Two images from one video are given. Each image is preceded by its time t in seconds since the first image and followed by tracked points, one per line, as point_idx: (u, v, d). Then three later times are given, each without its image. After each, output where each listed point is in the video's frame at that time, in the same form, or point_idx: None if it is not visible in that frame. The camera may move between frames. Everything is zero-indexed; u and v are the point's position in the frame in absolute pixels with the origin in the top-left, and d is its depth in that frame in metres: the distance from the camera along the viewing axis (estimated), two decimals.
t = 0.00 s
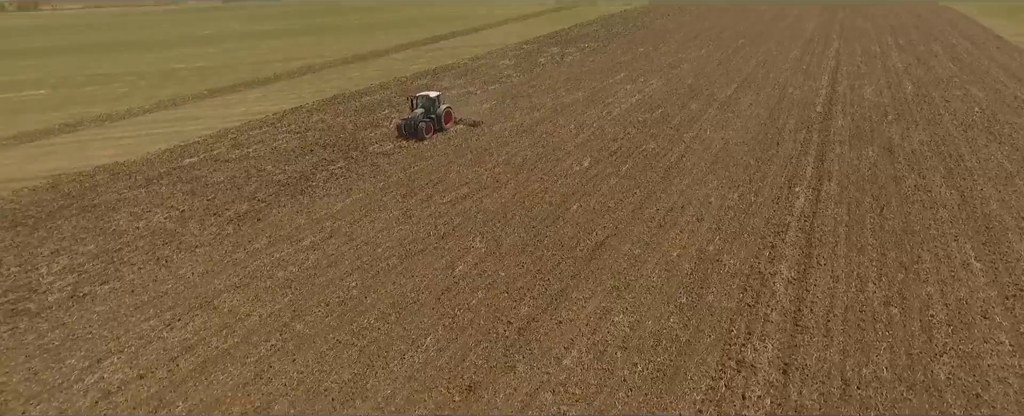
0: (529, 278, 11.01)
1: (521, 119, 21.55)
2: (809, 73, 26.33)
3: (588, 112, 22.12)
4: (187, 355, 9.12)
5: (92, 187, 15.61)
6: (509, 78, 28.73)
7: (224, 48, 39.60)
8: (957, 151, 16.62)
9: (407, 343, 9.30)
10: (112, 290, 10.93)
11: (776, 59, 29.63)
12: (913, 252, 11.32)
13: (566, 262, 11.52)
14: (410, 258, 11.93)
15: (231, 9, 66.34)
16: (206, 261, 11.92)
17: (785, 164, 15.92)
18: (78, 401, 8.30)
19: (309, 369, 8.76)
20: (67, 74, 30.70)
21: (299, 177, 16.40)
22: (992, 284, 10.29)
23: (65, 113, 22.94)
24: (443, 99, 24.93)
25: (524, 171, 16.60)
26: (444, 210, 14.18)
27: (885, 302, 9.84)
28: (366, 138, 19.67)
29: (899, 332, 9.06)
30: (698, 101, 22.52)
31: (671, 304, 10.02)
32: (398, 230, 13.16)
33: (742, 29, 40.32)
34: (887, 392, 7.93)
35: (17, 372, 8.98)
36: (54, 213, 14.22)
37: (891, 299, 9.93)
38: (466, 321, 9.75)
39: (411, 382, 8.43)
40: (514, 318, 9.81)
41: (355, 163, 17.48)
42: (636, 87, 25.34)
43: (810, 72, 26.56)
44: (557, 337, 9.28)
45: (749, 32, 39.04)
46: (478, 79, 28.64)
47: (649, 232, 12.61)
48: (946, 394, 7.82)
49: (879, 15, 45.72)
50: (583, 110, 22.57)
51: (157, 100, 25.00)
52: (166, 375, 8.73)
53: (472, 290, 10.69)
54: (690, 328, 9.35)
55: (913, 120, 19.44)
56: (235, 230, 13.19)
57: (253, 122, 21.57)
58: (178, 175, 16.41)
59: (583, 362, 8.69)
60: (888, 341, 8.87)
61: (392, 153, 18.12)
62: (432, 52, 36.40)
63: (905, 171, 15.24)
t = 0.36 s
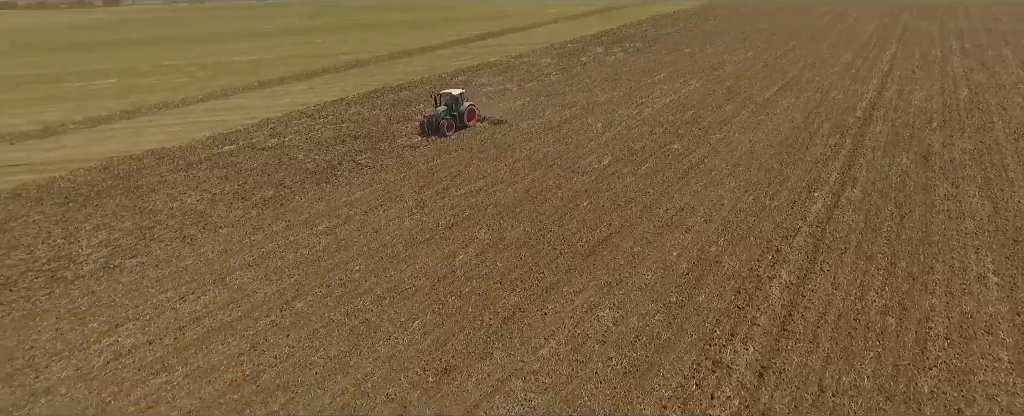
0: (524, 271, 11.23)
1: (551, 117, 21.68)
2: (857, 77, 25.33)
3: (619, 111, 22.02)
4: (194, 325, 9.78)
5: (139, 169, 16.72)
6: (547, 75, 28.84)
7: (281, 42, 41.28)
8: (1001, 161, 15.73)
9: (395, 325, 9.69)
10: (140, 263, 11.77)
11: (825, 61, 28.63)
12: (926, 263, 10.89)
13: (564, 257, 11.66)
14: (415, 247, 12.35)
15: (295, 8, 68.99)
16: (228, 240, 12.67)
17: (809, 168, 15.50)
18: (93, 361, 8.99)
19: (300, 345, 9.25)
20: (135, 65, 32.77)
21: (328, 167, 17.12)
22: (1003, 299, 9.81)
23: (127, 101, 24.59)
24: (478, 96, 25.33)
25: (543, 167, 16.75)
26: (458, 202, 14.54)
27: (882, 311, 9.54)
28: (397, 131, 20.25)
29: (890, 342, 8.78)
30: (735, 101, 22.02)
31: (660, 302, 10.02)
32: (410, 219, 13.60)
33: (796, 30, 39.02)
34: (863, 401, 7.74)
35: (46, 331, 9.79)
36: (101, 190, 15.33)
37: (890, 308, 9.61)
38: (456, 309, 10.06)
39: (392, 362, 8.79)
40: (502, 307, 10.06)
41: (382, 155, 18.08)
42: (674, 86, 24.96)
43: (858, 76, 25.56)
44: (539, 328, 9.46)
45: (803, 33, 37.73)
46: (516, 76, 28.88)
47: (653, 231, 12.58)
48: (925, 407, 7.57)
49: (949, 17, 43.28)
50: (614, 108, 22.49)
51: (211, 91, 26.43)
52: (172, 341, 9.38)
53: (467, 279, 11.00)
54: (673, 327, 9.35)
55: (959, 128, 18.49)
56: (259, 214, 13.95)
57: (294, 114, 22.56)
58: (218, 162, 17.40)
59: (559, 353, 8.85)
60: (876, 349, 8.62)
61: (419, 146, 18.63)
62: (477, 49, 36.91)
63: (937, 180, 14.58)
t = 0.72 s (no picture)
0: (526, 263, 11.42)
1: (586, 116, 21.69)
2: (915, 83, 24.08)
3: (655, 111, 21.77)
4: (211, 297, 10.49)
5: (188, 154, 17.86)
6: (591, 74, 28.75)
7: (339, 37, 42.78)
8: None
9: (392, 308, 10.10)
10: (174, 239, 12.66)
11: (884, 66, 27.32)
12: (943, 275, 10.41)
13: (568, 252, 11.79)
14: (427, 236, 12.74)
15: (360, 5, 71.20)
16: (255, 222, 13.44)
17: (840, 174, 14.97)
18: (117, 325, 9.80)
19: (301, 321, 9.78)
20: (202, 57, 34.78)
21: (360, 157, 17.79)
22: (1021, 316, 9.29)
23: (189, 91, 26.18)
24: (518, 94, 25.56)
25: (567, 164, 16.85)
26: (476, 194, 14.86)
27: (883, 321, 9.23)
28: (432, 126, 20.76)
29: (884, 353, 8.50)
30: (777, 104, 21.39)
31: (653, 300, 10.02)
32: (427, 210, 14.03)
33: (860, 32, 37.32)
34: (841, 409, 7.57)
35: (82, 296, 10.71)
36: (152, 172, 16.50)
37: (892, 318, 9.28)
38: (452, 296, 10.38)
39: (383, 342, 9.19)
40: (496, 297, 10.30)
41: (413, 148, 18.61)
42: (717, 87, 24.45)
43: (917, 81, 24.31)
44: (528, 319, 9.65)
45: (868, 35, 36.06)
46: (560, 75, 28.95)
47: (663, 230, 12.51)
48: None
49: None
50: (651, 108, 22.28)
51: (266, 83, 27.77)
52: (188, 311, 10.10)
53: (469, 269, 11.29)
54: (661, 325, 9.35)
55: (1016, 138, 17.37)
56: (288, 199, 14.69)
57: (338, 106, 23.48)
58: (259, 149, 18.38)
59: (542, 344, 9.03)
60: (866, 359, 8.37)
61: (450, 140, 19.05)
62: (526, 48, 37.12)
63: (978, 191, 13.81)
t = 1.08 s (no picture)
0: (531, 257, 11.62)
1: (622, 115, 21.58)
2: (981, 89, 22.67)
3: (693, 112, 21.42)
4: (231, 273, 11.23)
5: (235, 141, 18.96)
6: (636, 74, 28.48)
7: (397, 33, 43.94)
8: None
9: (393, 292, 10.53)
10: (208, 219, 13.56)
11: (950, 71, 25.81)
12: (961, 289, 9.93)
13: (574, 248, 11.90)
14: (441, 226, 13.12)
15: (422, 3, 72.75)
16: (284, 206, 14.19)
17: (873, 182, 14.39)
18: (145, 294, 10.66)
19: (308, 300, 10.34)
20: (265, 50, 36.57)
21: (393, 149, 18.39)
22: None
23: (247, 82, 27.63)
24: (560, 91, 25.63)
25: (592, 161, 16.88)
26: (496, 188, 15.14)
27: (884, 332, 8.92)
28: (467, 121, 21.16)
29: (876, 364, 8.24)
30: (822, 108, 20.64)
31: (648, 298, 10.03)
32: (446, 201, 14.42)
33: (933, 36, 35.30)
34: None
35: (120, 266, 11.67)
36: (200, 156, 17.63)
37: (894, 329, 8.96)
38: (453, 284, 10.70)
39: (379, 323, 9.62)
40: (494, 287, 10.56)
41: (446, 141, 19.06)
42: (763, 89, 23.79)
43: (983, 88, 22.88)
44: (521, 309, 9.86)
45: (940, 39, 34.07)
46: (605, 74, 28.81)
47: (674, 230, 12.43)
48: None
49: None
50: (690, 108, 21.93)
51: (319, 76, 28.95)
52: (209, 285, 10.85)
53: (475, 259, 11.59)
54: (651, 323, 9.36)
55: None
56: (318, 186, 15.42)
57: (382, 99, 24.25)
58: (301, 139, 19.28)
59: (530, 333, 9.22)
60: (856, 369, 8.15)
61: (482, 136, 19.40)
62: (576, 46, 37.06)
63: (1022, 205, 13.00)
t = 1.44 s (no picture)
0: (539, 251, 11.80)
1: (661, 115, 21.32)
2: None
3: (735, 115, 20.93)
4: (255, 253, 11.96)
5: (283, 130, 19.97)
6: (685, 75, 27.98)
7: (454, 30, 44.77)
8: None
9: (400, 278, 10.95)
10: (244, 202, 14.42)
11: None
12: (981, 306, 9.42)
13: (583, 245, 11.99)
14: (459, 218, 13.47)
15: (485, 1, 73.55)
16: (315, 193, 14.91)
17: (911, 192, 13.74)
18: (177, 268, 11.52)
19: (320, 281, 10.90)
20: (326, 45, 38.05)
21: (428, 143, 18.88)
22: None
23: (304, 75, 28.89)
24: (603, 91, 25.51)
25: (621, 161, 16.83)
26: (520, 184, 15.36)
27: (885, 345, 8.61)
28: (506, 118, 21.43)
29: (869, 376, 7.99)
30: (873, 114, 19.75)
31: (646, 297, 10.03)
32: (469, 194, 14.75)
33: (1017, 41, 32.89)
34: None
35: (159, 242, 12.63)
36: (248, 144, 18.69)
37: (896, 342, 8.63)
38: (458, 274, 11.02)
39: (381, 307, 10.05)
40: (497, 278, 10.80)
41: (480, 137, 19.40)
42: (814, 93, 22.94)
43: None
44: (518, 301, 10.06)
45: None
46: (653, 74, 28.46)
47: (688, 232, 12.30)
48: None
49: None
50: (734, 111, 21.43)
51: (371, 70, 29.91)
52: (234, 263, 11.60)
53: (484, 252, 11.87)
54: (644, 321, 9.38)
55: None
56: (350, 176, 16.07)
57: (427, 94, 24.86)
58: (343, 130, 20.07)
59: (522, 325, 9.42)
60: (845, 381, 7.93)
61: (516, 132, 19.63)
62: (629, 46, 36.67)
63: None
